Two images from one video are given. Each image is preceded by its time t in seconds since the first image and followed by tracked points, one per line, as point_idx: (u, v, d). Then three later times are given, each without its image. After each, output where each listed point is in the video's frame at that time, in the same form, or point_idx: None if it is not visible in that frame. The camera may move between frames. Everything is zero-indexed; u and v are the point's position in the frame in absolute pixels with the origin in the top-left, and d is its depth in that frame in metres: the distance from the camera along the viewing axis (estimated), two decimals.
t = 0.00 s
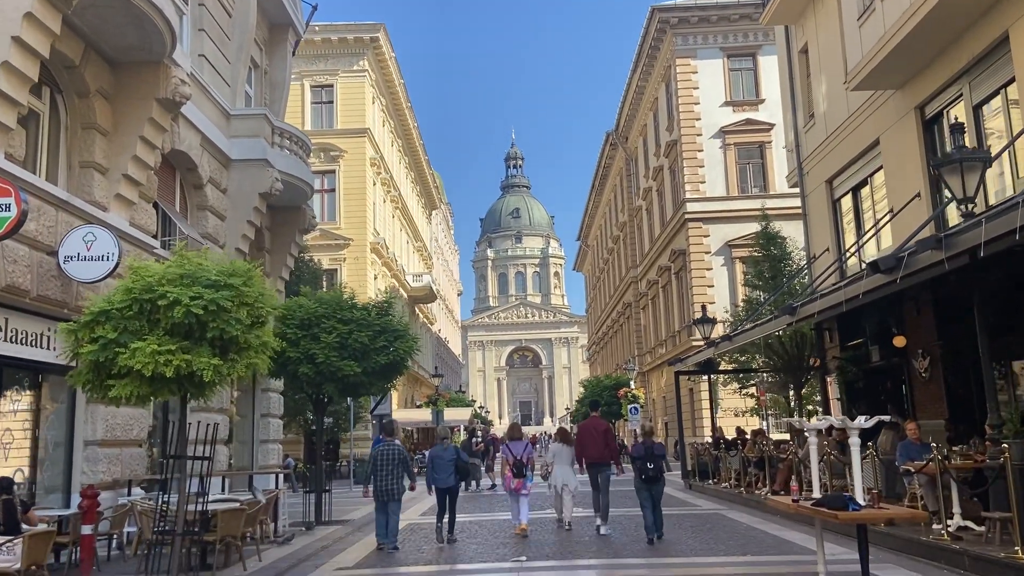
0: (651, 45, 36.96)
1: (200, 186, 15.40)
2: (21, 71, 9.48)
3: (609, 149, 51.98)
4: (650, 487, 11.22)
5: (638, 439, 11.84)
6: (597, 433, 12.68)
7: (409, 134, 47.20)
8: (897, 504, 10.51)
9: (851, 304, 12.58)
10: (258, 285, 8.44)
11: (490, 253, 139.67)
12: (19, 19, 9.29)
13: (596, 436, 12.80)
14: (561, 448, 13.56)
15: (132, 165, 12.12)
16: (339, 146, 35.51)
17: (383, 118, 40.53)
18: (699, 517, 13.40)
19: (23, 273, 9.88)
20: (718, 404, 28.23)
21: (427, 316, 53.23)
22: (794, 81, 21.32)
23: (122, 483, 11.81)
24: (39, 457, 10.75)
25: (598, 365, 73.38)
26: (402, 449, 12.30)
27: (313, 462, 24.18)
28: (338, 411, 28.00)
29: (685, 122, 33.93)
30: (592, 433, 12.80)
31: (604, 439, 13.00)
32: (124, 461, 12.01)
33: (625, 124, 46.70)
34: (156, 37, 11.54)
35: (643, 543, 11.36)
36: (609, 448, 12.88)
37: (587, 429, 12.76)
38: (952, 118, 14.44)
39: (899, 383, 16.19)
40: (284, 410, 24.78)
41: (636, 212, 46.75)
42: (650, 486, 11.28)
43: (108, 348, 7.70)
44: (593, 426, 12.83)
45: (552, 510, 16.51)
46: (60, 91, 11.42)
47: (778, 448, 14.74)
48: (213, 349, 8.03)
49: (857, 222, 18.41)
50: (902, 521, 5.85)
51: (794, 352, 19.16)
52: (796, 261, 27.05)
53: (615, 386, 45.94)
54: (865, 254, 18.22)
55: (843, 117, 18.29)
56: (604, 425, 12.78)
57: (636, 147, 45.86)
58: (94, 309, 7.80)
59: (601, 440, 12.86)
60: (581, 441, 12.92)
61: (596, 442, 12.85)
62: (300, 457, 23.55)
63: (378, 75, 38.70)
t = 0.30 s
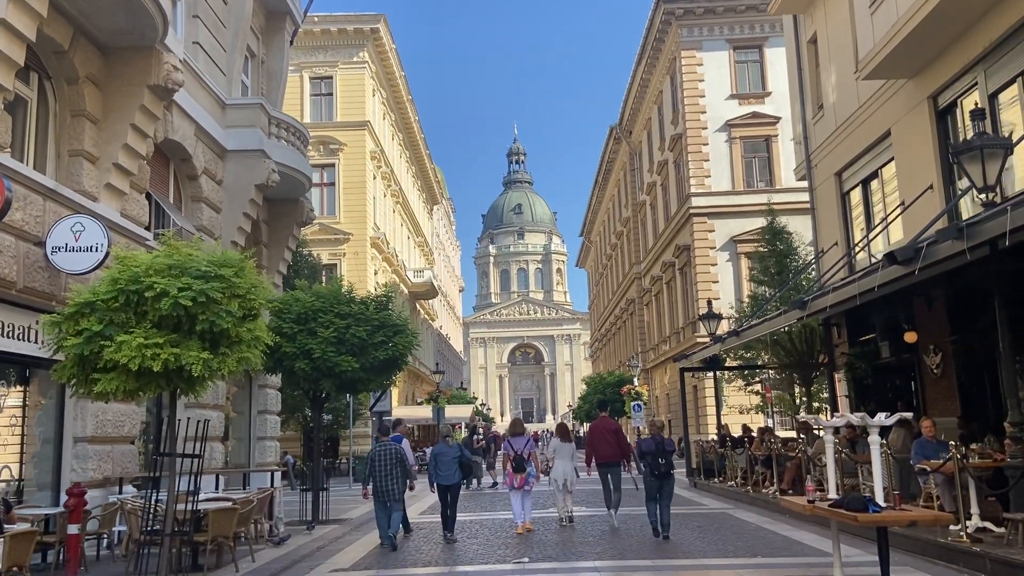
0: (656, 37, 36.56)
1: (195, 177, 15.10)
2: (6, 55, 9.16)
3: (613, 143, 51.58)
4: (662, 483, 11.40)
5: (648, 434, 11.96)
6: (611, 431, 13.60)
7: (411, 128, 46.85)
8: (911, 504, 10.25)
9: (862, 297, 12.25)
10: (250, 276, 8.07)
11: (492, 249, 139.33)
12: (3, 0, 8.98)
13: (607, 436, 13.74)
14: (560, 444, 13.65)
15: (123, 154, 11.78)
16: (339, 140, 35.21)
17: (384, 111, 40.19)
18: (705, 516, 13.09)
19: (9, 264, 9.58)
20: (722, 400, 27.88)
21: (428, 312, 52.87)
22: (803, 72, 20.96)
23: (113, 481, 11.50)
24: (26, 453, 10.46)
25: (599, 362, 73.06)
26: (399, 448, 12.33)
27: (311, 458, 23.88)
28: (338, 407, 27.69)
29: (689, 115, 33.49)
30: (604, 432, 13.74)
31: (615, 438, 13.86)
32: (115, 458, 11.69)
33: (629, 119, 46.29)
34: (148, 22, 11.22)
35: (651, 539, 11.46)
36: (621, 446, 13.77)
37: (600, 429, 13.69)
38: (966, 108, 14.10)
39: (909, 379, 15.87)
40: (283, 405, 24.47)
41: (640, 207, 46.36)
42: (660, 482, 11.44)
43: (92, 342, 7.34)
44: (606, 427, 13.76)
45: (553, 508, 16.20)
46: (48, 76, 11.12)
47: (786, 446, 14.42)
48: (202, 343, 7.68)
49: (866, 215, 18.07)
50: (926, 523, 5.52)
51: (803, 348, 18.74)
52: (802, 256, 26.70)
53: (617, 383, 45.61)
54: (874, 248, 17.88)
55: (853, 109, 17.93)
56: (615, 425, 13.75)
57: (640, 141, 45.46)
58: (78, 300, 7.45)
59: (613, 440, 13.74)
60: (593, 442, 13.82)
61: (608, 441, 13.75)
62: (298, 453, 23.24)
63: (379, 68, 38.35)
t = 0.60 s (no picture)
0: (658, 33, 36.31)
1: (191, 171, 14.85)
2: None
3: (614, 140, 51.30)
4: (663, 483, 11.20)
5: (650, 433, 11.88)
6: (614, 428, 13.77)
7: (411, 124, 46.59)
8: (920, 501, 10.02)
9: (869, 293, 12.01)
10: (242, 269, 7.84)
11: (493, 247, 139.07)
12: None
13: (611, 432, 13.82)
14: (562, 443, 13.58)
15: (115, 146, 11.55)
16: (339, 135, 34.98)
17: (384, 107, 39.96)
18: (708, 515, 12.88)
19: None
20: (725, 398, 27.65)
21: (428, 309, 52.59)
22: (806, 67, 20.72)
23: (106, 479, 11.29)
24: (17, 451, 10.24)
25: (601, 359, 72.75)
26: (397, 445, 12.32)
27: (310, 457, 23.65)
28: (337, 404, 27.46)
29: (691, 111, 33.22)
30: (607, 429, 13.84)
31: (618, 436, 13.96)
32: (108, 456, 11.47)
33: (631, 115, 46.03)
34: (140, 10, 10.98)
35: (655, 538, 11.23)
36: (624, 444, 13.85)
37: (603, 426, 13.86)
38: (974, 101, 13.85)
39: (915, 376, 15.64)
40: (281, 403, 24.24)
41: (641, 204, 46.10)
42: (661, 481, 11.25)
43: (78, 336, 7.15)
44: (610, 424, 13.86)
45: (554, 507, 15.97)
46: (39, 66, 10.89)
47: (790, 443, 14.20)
48: (191, 337, 7.47)
49: (871, 210, 17.83)
50: (944, 525, 5.28)
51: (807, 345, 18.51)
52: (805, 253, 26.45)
53: (618, 381, 45.33)
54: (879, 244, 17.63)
55: (857, 103, 17.68)
56: (620, 421, 13.81)
57: (642, 137, 45.19)
58: (64, 294, 7.24)
59: (615, 437, 13.84)
60: (597, 439, 13.89)
61: (611, 438, 13.84)
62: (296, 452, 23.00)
63: (379, 63, 38.10)
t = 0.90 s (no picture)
0: (659, 29, 36.00)
1: (183, 166, 14.55)
2: None
3: (615, 138, 50.98)
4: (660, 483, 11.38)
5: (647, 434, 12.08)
6: (619, 428, 13.61)
7: (411, 122, 46.27)
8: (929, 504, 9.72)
9: (878, 291, 11.68)
10: (228, 264, 7.52)
11: (494, 247, 138.77)
12: None
13: (614, 432, 13.68)
14: (563, 442, 13.41)
15: (102, 139, 11.21)
16: (337, 133, 34.70)
17: (384, 105, 39.66)
18: (711, 518, 12.58)
19: None
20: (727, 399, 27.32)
21: (428, 308, 52.26)
22: (810, 62, 20.39)
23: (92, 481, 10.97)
24: None
25: (602, 359, 72.39)
26: (397, 447, 12.23)
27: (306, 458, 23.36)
28: (334, 404, 27.14)
29: (693, 108, 32.87)
30: (610, 429, 13.73)
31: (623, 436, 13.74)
32: (94, 458, 11.15)
33: (632, 113, 45.70)
34: None
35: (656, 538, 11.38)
36: (629, 444, 13.62)
37: (608, 426, 13.74)
38: (983, 95, 13.53)
39: (922, 377, 15.31)
40: (278, 402, 23.92)
41: (642, 202, 45.77)
42: (659, 480, 11.47)
43: (55, 333, 6.83)
44: (613, 423, 13.72)
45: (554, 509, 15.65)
46: (23, 57, 10.55)
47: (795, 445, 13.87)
48: (174, 334, 7.15)
49: (877, 207, 17.50)
50: (967, 533, 4.95)
51: (812, 345, 18.16)
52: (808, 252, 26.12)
53: (620, 381, 45.00)
54: (885, 241, 17.31)
55: (864, 98, 17.36)
56: (622, 420, 13.65)
57: (643, 136, 44.86)
58: (40, 289, 6.93)
59: (620, 437, 13.68)
60: (601, 440, 13.80)
61: (615, 438, 13.69)
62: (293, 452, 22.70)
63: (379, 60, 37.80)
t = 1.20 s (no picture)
0: (661, 29, 35.79)
1: (179, 164, 14.40)
2: None
3: (617, 139, 50.79)
4: (659, 486, 11.37)
5: (648, 438, 12.07)
6: (620, 432, 13.40)
7: (412, 122, 46.11)
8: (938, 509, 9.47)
9: (885, 290, 11.46)
10: (218, 260, 7.31)
11: (496, 248, 138.57)
12: None
13: (615, 436, 13.45)
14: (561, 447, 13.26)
15: (95, 135, 11.01)
16: (338, 133, 34.56)
17: (384, 105, 39.50)
18: (715, 522, 12.37)
19: None
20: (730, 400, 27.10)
21: (429, 309, 52.06)
22: (814, 60, 20.19)
23: (84, 483, 10.79)
24: None
25: (604, 361, 72.18)
26: (397, 448, 12.16)
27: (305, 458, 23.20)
28: (334, 405, 26.95)
29: (695, 108, 32.65)
30: (611, 433, 13.48)
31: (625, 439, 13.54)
32: (87, 460, 10.96)
33: (634, 114, 45.52)
34: None
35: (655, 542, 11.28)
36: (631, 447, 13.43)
37: (609, 430, 13.49)
38: (990, 92, 13.32)
39: (928, 377, 15.09)
40: (277, 404, 23.72)
41: (644, 203, 45.56)
42: (660, 485, 11.42)
43: (38, 333, 6.63)
44: (613, 425, 13.49)
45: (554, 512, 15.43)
46: (13, 52, 10.35)
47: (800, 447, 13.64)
48: (161, 334, 6.95)
49: (882, 206, 17.29)
50: (983, 543, 4.82)
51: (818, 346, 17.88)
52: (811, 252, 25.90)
53: (622, 382, 44.79)
54: (890, 241, 17.10)
55: (869, 95, 17.15)
56: (623, 423, 13.42)
57: (645, 136, 44.65)
58: (23, 288, 6.73)
59: (622, 441, 13.48)
60: (603, 443, 13.59)
61: (617, 441, 13.48)
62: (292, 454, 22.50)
63: (380, 60, 37.66)
